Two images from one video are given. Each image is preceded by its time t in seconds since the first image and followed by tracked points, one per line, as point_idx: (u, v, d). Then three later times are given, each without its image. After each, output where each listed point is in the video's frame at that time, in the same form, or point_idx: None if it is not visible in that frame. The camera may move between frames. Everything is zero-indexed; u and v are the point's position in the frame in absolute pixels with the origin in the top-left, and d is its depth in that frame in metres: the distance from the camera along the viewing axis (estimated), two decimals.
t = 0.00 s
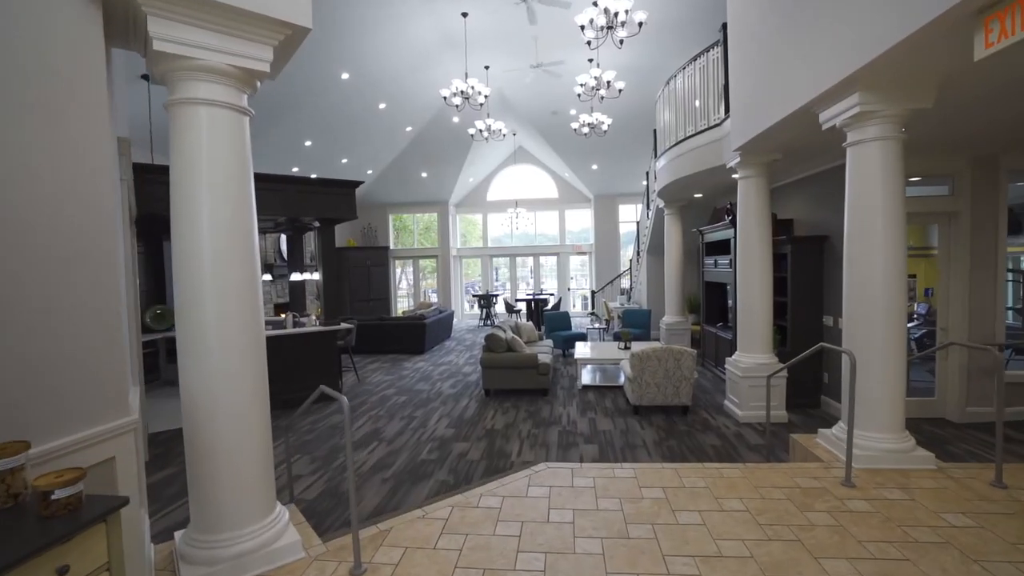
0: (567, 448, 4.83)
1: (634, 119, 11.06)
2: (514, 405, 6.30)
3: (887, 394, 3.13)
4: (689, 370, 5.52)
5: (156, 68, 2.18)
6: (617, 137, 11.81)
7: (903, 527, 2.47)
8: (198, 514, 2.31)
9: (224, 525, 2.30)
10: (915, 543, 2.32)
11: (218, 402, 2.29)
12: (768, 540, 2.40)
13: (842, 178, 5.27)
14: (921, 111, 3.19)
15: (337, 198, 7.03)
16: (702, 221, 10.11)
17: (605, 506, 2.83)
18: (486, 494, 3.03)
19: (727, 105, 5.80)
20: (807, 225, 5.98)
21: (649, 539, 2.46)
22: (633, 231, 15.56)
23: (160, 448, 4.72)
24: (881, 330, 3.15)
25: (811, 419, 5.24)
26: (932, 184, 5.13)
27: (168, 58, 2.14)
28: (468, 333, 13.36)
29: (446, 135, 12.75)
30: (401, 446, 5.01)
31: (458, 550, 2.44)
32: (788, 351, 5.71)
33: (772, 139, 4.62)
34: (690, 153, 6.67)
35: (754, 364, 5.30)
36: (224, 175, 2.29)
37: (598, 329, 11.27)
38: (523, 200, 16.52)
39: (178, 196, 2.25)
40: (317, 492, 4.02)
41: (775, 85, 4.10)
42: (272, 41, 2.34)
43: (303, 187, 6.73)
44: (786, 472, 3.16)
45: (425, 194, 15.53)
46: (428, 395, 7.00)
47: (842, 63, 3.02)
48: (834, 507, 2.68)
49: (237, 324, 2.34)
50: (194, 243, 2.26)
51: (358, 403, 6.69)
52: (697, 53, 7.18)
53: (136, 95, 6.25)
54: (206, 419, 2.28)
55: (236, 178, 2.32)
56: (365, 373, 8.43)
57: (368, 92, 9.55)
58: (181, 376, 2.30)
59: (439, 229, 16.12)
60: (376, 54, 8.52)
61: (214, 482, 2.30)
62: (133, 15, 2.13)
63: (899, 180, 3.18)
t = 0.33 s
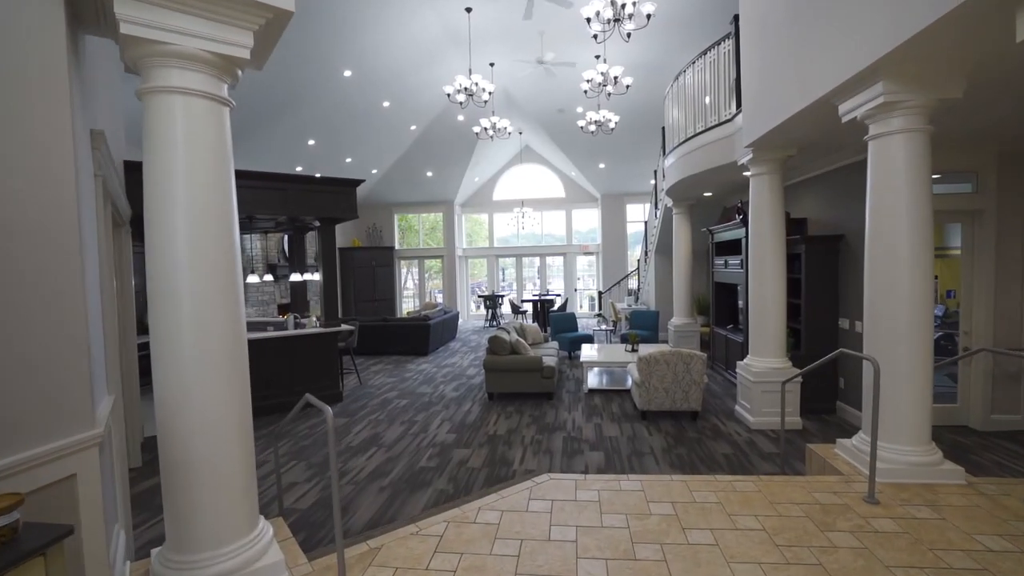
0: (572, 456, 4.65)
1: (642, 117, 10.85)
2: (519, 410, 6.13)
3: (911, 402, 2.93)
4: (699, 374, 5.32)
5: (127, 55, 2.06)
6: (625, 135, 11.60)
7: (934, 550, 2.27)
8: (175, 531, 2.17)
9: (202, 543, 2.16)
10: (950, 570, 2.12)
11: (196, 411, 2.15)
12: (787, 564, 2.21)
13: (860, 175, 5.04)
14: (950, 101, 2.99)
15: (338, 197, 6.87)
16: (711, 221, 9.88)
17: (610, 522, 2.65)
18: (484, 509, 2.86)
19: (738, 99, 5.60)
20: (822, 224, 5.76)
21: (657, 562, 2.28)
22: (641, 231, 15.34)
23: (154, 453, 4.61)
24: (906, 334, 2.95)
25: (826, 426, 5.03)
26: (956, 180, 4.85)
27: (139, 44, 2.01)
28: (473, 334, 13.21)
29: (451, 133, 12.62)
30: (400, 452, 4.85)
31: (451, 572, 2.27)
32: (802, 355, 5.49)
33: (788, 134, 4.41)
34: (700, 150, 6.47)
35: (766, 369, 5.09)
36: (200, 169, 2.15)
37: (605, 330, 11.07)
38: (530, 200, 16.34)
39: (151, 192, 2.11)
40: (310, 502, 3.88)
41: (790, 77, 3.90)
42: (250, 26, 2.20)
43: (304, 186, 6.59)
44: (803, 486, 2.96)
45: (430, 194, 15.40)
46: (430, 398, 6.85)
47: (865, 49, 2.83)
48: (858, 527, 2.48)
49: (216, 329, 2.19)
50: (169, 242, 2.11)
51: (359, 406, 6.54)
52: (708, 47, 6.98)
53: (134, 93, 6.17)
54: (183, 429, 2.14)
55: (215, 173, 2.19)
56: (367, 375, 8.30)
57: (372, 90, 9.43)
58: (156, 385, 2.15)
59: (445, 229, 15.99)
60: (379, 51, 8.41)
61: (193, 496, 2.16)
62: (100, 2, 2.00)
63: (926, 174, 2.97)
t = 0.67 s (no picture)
0: (577, 463, 4.48)
1: (650, 114, 10.65)
2: (522, 414, 5.97)
3: (940, 413, 2.72)
4: (709, 379, 5.12)
5: (93, 40, 1.92)
6: (633, 133, 11.39)
7: None
8: (147, 551, 2.02)
9: (176, 562, 2.01)
10: None
11: (169, 421, 2.00)
12: None
13: (880, 172, 4.82)
14: (981, 89, 2.78)
15: (338, 197, 6.74)
16: (721, 220, 9.65)
17: (614, 541, 2.48)
18: (480, 524, 2.70)
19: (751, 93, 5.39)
20: (837, 223, 5.54)
21: None
22: (648, 231, 15.12)
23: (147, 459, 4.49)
24: (935, 340, 2.74)
25: (843, 433, 4.82)
26: (982, 177, 4.63)
27: (109, 29, 1.88)
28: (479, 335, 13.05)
29: (456, 132, 12.48)
30: (399, 459, 4.71)
31: None
32: (817, 359, 5.28)
33: (803, 128, 4.21)
34: (710, 147, 6.26)
35: (779, 374, 4.89)
36: (174, 162, 2.01)
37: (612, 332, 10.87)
38: (536, 199, 16.17)
39: (122, 186, 1.96)
40: (303, 511, 3.74)
41: (808, 67, 3.70)
42: (226, 9, 2.06)
43: (304, 185, 6.44)
44: (822, 502, 2.77)
45: (436, 193, 15.26)
46: (432, 402, 6.70)
47: (890, 34, 2.64)
48: (884, 550, 2.29)
49: (191, 333, 2.05)
50: (139, 240, 1.97)
51: (359, 410, 6.41)
52: (717, 40, 6.77)
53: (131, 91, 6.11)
54: (155, 441, 2.00)
55: (190, 166, 2.04)
56: (369, 377, 8.18)
57: (375, 88, 9.32)
58: (126, 393, 2.01)
59: (450, 228, 15.86)
60: (383, 48, 8.29)
61: (166, 513, 2.01)
62: None
63: (956, 167, 2.76)
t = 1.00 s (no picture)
0: (581, 471, 4.31)
1: (658, 111, 10.44)
2: (526, 418, 5.80)
3: (972, 425, 2.53)
4: (719, 384, 4.92)
5: (53, 23, 1.78)
6: (640, 130, 11.19)
7: None
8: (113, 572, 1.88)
9: None
10: None
11: (136, 434, 1.86)
12: None
13: (902, 168, 4.59)
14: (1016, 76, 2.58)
15: (338, 195, 6.59)
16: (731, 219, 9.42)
17: (617, 561, 2.31)
18: (475, 541, 2.54)
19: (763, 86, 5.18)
20: (854, 222, 5.31)
21: None
22: (656, 231, 14.89)
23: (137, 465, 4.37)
24: (966, 346, 2.54)
25: (860, 442, 4.60)
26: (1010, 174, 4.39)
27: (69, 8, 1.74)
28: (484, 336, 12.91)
29: (461, 131, 12.33)
30: (397, 465, 4.56)
31: None
32: (832, 363, 5.06)
33: (819, 121, 4.01)
34: (720, 143, 6.06)
35: (793, 379, 4.68)
36: (142, 154, 1.86)
37: (619, 333, 10.67)
38: (542, 198, 15.99)
39: (85, 180, 1.82)
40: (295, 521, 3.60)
41: (825, 56, 3.50)
42: None
43: (303, 183, 6.29)
44: (841, 521, 2.58)
45: (441, 193, 15.14)
46: (433, 405, 6.56)
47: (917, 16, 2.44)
48: None
49: (161, 342, 1.90)
50: (103, 241, 1.82)
51: (359, 413, 6.27)
52: (727, 33, 6.58)
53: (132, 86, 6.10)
54: (122, 457, 1.85)
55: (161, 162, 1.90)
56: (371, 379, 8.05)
57: (379, 85, 9.20)
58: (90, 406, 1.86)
59: (456, 228, 15.73)
60: (386, 45, 8.17)
61: (133, 535, 1.87)
62: None
63: (990, 159, 2.56)
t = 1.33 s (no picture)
0: (585, 480, 4.13)
1: (667, 107, 10.21)
2: (529, 423, 5.64)
3: (1009, 439, 2.32)
4: (730, 390, 4.72)
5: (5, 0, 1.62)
6: (649, 128, 10.97)
7: None
8: None
9: None
10: None
11: (101, 447, 1.73)
12: None
13: (924, 163, 4.37)
14: None
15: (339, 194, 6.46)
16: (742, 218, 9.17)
17: None
18: (467, 561, 2.39)
19: (778, 78, 4.96)
20: (873, 221, 5.08)
21: None
22: (666, 230, 14.64)
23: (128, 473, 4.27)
24: (1002, 355, 2.34)
25: (879, 451, 4.38)
26: None
27: None
28: (490, 337, 12.76)
29: (467, 129, 12.19)
30: (394, 472, 4.42)
31: None
32: (849, 369, 4.83)
33: (836, 113, 3.81)
34: (730, 139, 5.85)
35: (807, 386, 4.46)
36: (108, 148, 1.74)
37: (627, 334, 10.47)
38: (550, 198, 15.79)
39: (41, 173, 1.67)
40: (286, 531, 3.47)
41: (845, 44, 3.30)
42: None
43: (303, 181, 6.16)
44: (862, 543, 2.40)
45: (447, 192, 15.01)
46: (436, 408, 6.42)
47: None
48: None
49: (127, 351, 1.77)
50: (62, 243, 1.68)
51: (360, 416, 6.14)
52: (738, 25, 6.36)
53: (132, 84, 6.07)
54: (83, 476, 1.71)
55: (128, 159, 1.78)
56: (373, 381, 7.93)
57: (383, 83, 9.08)
58: (45, 422, 1.71)
59: (462, 228, 15.59)
60: (388, 42, 8.04)
61: (95, 558, 1.72)
62: None
63: None
